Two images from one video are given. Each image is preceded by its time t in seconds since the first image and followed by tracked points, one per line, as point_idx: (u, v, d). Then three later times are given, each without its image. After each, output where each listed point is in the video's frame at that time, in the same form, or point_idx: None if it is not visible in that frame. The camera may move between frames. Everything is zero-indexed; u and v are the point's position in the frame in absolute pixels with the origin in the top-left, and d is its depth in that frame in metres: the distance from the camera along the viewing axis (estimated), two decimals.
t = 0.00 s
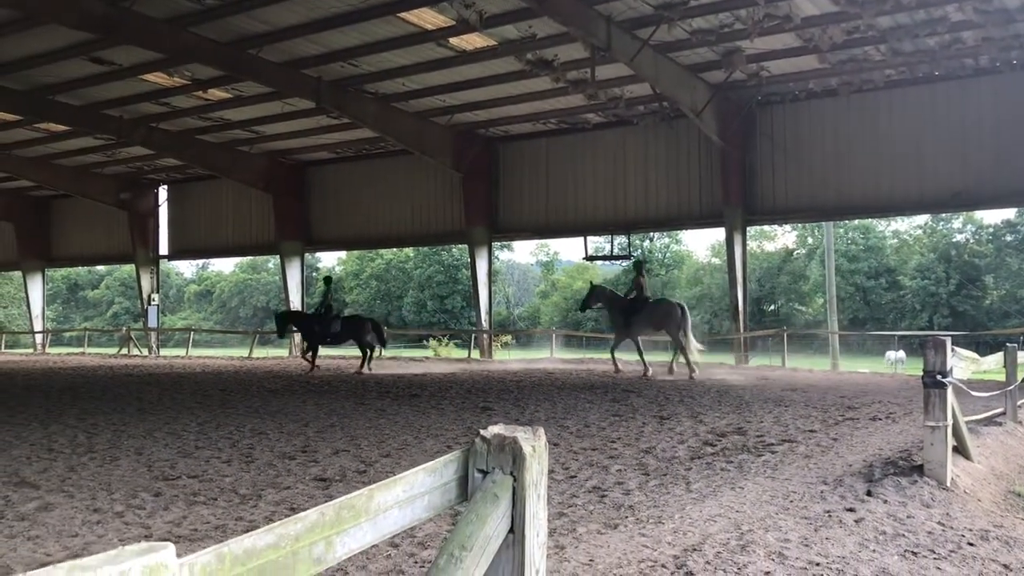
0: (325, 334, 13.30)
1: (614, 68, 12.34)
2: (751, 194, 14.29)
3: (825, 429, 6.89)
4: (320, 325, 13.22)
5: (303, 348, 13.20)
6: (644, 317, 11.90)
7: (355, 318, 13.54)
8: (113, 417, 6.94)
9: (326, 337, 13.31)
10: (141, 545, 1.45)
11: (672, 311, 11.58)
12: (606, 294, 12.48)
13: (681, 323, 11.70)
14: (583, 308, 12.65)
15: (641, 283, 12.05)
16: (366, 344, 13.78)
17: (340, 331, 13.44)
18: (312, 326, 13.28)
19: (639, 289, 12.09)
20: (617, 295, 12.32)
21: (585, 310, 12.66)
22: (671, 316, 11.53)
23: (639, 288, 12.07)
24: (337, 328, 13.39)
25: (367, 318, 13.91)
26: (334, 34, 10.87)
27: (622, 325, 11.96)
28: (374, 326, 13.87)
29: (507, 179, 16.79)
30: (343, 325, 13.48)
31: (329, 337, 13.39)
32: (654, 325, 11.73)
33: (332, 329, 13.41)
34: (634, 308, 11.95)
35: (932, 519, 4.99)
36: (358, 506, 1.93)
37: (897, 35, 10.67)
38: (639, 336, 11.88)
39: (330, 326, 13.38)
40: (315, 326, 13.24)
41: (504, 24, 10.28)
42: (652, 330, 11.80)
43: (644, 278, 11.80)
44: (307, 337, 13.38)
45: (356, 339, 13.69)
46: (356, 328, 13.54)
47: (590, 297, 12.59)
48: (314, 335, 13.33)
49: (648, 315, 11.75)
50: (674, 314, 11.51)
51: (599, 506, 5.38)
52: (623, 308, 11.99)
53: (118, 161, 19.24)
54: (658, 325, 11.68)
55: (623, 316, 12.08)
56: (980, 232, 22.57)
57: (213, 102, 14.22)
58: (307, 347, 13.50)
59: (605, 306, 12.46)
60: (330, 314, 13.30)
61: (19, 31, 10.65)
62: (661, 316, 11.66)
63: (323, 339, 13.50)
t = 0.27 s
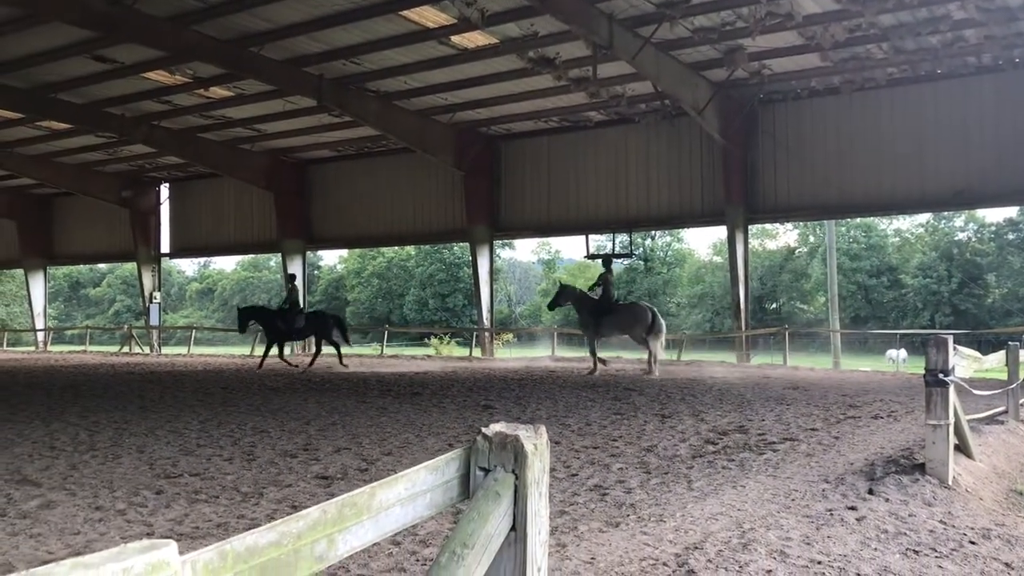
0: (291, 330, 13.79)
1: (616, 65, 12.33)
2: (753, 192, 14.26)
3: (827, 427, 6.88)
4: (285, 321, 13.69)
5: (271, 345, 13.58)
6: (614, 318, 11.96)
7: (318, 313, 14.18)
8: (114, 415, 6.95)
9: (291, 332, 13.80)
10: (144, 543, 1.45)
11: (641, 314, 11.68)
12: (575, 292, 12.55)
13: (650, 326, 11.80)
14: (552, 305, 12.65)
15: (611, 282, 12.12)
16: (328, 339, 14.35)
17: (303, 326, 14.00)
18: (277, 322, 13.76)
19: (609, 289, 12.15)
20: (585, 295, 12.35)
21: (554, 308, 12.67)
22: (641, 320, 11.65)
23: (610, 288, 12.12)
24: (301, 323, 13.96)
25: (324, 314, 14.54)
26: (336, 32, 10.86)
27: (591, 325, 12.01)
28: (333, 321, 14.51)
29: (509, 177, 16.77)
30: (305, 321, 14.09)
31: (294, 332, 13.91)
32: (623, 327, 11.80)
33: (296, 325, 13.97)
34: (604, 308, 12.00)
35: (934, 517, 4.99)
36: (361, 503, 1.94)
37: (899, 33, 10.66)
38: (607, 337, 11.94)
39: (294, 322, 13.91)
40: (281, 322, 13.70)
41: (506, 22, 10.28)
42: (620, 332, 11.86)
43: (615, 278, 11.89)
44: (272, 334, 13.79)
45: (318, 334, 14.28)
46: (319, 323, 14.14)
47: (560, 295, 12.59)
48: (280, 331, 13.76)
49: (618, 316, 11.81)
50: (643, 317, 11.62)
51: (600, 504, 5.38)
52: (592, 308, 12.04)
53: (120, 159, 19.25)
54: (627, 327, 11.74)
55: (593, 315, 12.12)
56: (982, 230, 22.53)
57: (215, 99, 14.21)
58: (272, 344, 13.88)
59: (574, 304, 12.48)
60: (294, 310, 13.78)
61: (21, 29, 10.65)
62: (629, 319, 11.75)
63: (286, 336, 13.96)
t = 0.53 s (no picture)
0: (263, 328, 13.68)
1: (628, 63, 12.32)
2: (765, 190, 14.23)
3: (839, 425, 6.86)
4: (257, 320, 13.59)
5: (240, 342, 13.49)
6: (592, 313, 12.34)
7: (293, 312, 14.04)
8: (127, 412, 6.97)
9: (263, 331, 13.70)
10: (158, 539, 1.43)
11: (617, 307, 12.10)
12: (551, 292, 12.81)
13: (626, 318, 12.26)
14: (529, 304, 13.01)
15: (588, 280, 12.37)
16: (302, 338, 14.25)
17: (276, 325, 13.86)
18: (249, 320, 13.64)
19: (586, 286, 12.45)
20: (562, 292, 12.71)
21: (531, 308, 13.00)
22: (618, 313, 12.07)
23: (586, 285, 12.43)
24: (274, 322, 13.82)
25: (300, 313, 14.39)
26: (348, 30, 10.89)
27: (571, 322, 12.39)
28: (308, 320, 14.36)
29: (520, 175, 16.77)
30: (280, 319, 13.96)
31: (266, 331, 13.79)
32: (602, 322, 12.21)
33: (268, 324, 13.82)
34: (582, 305, 12.36)
35: (947, 516, 4.97)
36: (374, 500, 1.93)
37: (912, 29, 10.61)
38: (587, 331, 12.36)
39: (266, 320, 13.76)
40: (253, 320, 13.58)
41: (517, 19, 10.29)
42: (600, 326, 12.28)
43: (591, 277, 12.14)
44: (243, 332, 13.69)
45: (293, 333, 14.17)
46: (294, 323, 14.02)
47: (537, 295, 12.89)
48: (251, 329, 13.65)
49: (596, 312, 12.20)
50: (620, 311, 12.04)
51: (612, 502, 5.38)
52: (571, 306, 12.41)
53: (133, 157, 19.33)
54: (605, 321, 12.17)
55: (572, 313, 12.46)
56: (996, 227, 22.39)
57: (227, 98, 14.26)
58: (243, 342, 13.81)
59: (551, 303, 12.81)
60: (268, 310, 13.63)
61: (34, 28, 10.72)
62: (608, 313, 12.16)
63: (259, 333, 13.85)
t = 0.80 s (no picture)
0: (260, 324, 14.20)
1: (661, 58, 12.29)
2: (801, 186, 14.11)
3: (876, 423, 6.78)
4: (253, 316, 14.11)
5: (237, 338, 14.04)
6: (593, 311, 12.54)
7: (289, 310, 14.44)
8: (167, 407, 7.08)
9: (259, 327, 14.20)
10: (202, 530, 1.43)
11: (619, 306, 12.26)
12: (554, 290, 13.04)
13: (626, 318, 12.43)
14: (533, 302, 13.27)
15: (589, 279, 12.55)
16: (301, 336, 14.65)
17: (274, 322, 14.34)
18: (247, 317, 14.20)
19: (588, 285, 12.60)
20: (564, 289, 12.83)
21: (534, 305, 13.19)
22: (619, 313, 12.24)
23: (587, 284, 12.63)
24: (271, 319, 14.30)
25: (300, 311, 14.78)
26: (382, 29, 10.97)
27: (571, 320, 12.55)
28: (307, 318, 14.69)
29: (553, 173, 16.79)
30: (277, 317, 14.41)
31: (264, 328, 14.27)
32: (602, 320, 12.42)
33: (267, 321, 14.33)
34: (583, 303, 12.56)
35: (990, 516, 4.88)
36: (413, 494, 1.91)
37: (952, 22, 10.46)
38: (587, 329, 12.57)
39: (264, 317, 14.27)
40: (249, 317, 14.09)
41: (551, 16, 10.30)
42: (600, 323, 12.46)
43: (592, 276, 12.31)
44: (242, 328, 14.24)
45: (291, 331, 14.56)
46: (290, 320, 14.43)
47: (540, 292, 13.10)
48: (248, 326, 14.19)
49: (597, 310, 12.41)
50: (622, 310, 12.21)
51: (648, 498, 5.36)
52: (574, 303, 12.59)
53: (171, 156, 19.60)
54: (606, 319, 12.36)
55: (572, 310, 12.67)
56: None
57: (263, 97, 14.41)
58: (243, 337, 14.35)
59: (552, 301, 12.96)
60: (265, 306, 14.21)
61: (74, 30, 10.93)
62: (609, 313, 12.36)
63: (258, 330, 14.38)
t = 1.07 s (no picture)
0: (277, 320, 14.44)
1: (716, 52, 12.20)
2: (859, 179, 13.91)
3: (938, 421, 6.62)
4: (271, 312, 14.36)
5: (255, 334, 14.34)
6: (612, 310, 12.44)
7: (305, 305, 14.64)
8: (226, 401, 7.20)
9: (277, 323, 14.45)
10: (268, 522, 1.47)
11: (640, 306, 12.19)
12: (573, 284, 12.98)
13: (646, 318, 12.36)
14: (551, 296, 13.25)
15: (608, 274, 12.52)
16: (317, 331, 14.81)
17: (291, 317, 14.57)
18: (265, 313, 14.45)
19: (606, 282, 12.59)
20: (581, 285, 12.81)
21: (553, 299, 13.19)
22: (638, 314, 12.16)
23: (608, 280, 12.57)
24: (289, 315, 14.54)
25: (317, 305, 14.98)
26: (436, 26, 11.07)
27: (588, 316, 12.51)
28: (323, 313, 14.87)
29: (604, 169, 16.74)
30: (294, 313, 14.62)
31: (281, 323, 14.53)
32: (621, 319, 12.31)
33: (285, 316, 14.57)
34: (603, 300, 12.49)
35: None
36: (472, 488, 2.03)
37: (1018, 9, 10.17)
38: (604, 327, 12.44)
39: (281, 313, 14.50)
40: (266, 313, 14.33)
41: (605, 11, 10.29)
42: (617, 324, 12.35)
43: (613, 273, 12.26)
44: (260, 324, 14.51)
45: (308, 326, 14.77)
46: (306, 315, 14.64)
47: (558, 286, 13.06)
48: (265, 321, 14.44)
49: (616, 309, 12.30)
50: (641, 312, 12.12)
51: (703, 496, 5.31)
52: (591, 299, 12.52)
53: (229, 155, 20.00)
54: (624, 320, 12.26)
55: (591, 306, 12.59)
56: None
57: (319, 95, 14.61)
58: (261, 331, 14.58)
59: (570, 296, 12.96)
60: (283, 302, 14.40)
61: (135, 33, 11.24)
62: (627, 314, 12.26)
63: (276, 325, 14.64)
